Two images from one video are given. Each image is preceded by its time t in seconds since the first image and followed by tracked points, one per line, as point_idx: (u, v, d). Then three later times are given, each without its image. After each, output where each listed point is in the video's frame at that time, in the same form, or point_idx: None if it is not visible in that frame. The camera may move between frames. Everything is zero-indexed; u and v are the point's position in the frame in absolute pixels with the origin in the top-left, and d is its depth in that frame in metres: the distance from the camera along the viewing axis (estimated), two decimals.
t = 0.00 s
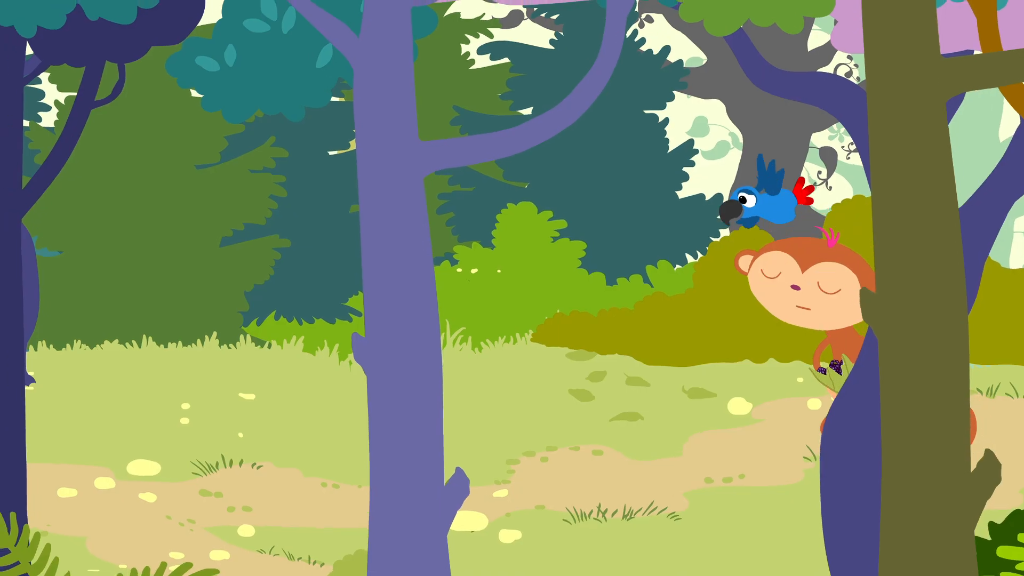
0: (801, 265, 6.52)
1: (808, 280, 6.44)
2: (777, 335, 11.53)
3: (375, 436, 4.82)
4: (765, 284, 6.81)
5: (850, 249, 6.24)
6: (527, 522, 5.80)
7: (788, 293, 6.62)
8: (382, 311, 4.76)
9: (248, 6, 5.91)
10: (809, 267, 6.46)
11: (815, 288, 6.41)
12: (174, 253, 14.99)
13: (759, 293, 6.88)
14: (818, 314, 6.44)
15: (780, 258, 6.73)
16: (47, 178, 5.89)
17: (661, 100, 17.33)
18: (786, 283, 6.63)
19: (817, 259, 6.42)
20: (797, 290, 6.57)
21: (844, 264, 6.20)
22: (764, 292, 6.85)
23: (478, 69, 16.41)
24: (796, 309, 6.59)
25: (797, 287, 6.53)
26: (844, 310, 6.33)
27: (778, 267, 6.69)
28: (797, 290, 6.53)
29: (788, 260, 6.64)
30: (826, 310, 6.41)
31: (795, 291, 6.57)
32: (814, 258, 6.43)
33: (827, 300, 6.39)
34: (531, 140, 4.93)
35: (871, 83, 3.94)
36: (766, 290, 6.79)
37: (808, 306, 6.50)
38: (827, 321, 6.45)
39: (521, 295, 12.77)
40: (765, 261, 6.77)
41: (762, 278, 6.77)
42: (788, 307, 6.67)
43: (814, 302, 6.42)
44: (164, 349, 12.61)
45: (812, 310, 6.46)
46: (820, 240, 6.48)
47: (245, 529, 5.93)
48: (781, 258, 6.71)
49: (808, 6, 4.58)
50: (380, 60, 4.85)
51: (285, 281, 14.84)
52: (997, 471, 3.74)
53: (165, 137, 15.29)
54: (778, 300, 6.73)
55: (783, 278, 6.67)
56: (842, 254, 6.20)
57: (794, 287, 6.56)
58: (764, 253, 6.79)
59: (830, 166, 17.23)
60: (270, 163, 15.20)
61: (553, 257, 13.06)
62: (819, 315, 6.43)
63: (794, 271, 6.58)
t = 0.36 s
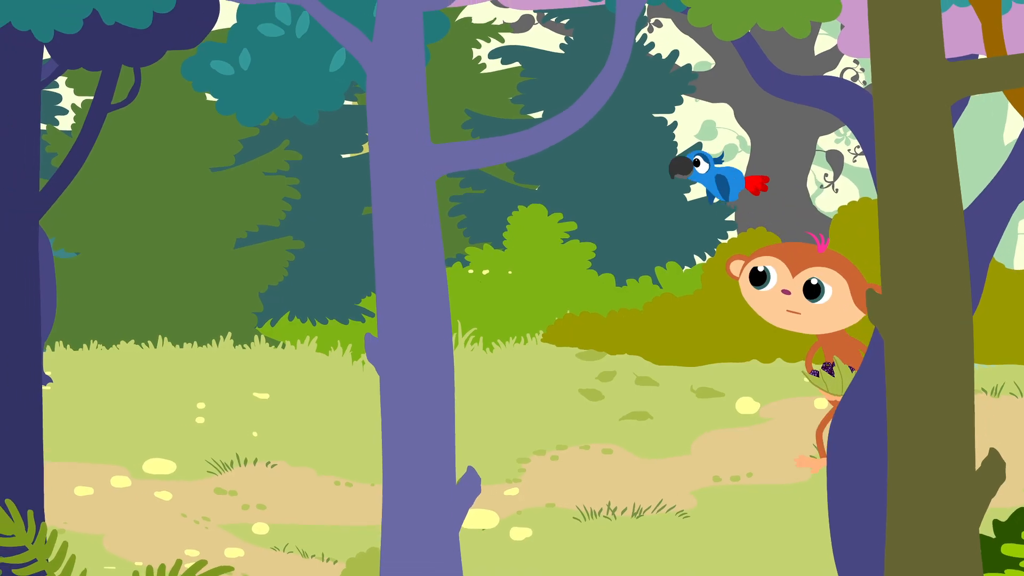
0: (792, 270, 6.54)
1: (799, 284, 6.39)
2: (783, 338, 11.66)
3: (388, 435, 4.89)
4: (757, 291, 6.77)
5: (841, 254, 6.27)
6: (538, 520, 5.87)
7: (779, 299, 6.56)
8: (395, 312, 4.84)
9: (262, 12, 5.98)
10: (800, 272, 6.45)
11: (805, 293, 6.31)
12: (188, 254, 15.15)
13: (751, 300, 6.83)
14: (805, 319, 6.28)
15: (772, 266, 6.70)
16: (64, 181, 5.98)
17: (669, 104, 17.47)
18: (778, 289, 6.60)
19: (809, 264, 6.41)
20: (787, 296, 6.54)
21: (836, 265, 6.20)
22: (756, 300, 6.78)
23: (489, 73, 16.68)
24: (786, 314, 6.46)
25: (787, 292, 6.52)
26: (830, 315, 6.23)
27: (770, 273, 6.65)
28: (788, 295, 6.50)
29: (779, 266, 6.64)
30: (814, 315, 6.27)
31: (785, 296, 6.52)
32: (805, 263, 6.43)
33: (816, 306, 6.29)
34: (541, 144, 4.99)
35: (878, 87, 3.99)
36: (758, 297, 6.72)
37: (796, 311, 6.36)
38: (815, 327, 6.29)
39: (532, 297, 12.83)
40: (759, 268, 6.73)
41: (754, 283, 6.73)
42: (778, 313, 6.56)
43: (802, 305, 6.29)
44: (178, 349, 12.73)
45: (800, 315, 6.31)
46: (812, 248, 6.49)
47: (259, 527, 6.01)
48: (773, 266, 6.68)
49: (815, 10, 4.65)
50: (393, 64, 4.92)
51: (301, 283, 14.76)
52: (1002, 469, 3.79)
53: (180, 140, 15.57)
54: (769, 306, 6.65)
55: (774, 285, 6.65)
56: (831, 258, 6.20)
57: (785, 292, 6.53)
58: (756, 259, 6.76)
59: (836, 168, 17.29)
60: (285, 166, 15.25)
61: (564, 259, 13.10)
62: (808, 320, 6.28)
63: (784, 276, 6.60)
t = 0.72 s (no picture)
0: (783, 268, 6.73)
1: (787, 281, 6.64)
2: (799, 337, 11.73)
3: (406, 433, 5.00)
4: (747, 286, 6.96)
5: (830, 254, 6.51)
6: (553, 517, 5.97)
7: (768, 295, 6.79)
8: (413, 313, 4.95)
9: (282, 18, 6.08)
10: (790, 269, 6.67)
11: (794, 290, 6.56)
12: (213, 256, 15.29)
13: (741, 295, 7.01)
14: (794, 317, 6.54)
15: (764, 262, 6.90)
16: (88, 184, 6.12)
17: (682, 108, 17.53)
18: (767, 285, 6.83)
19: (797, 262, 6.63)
20: (776, 292, 6.76)
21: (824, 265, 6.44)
22: (745, 295, 6.98)
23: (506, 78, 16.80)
24: (774, 310, 6.74)
25: (777, 289, 6.74)
26: (817, 313, 6.48)
27: (761, 270, 6.85)
28: (778, 291, 6.72)
29: (769, 262, 6.84)
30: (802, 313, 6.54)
31: (773, 292, 6.76)
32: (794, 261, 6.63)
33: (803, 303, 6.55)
34: (556, 148, 5.10)
35: (886, 92, 4.07)
36: (748, 291, 6.91)
37: (784, 307, 6.64)
38: (803, 323, 6.55)
39: (547, 298, 12.93)
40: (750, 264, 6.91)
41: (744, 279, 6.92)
42: (766, 308, 6.82)
43: (790, 303, 6.56)
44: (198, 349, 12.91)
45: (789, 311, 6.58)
46: (801, 245, 6.71)
47: (280, 524, 6.14)
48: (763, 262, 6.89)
49: (825, 14, 4.72)
50: (411, 70, 5.04)
51: (319, 284, 15.17)
52: (1008, 467, 3.86)
53: (200, 147, 15.72)
54: (758, 301, 6.87)
55: (764, 281, 6.85)
56: (822, 259, 6.44)
57: (773, 288, 6.76)
58: (747, 254, 6.93)
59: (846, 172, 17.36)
60: (304, 170, 15.59)
61: (577, 261, 13.28)
62: (796, 316, 6.55)
63: (775, 273, 6.80)
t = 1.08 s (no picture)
0: (777, 277, 7.61)
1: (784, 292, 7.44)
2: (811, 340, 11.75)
3: (421, 432, 5.10)
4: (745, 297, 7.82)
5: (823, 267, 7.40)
6: (565, 514, 6.06)
7: (764, 304, 7.63)
8: (430, 314, 5.04)
9: (300, 24, 6.19)
10: (784, 279, 7.55)
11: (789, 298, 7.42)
12: (229, 259, 15.42)
13: (736, 304, 7.86)
14: (787, 321, 7.37)
15: (758, 273, 7.78)
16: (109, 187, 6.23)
17: (692, 114, 17.42)
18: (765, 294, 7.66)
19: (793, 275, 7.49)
20: (772, 301, 7.59)
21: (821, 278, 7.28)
22: (743, 304, 7.84)
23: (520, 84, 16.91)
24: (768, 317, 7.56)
25: (771, 298, 7.58)
26: (809, 320, 7.26)
27: (757, 279, 7.72)
28: (772, 300, 7.57)
29: (766, 275, 7.69)
30: (795, 319, 7.33)
31: (769, 301, 7.59)
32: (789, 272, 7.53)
33: (797, 311, 7.35)
34: (571, 153, 5.21)
35: (893, 97, 4.16)
36: (745, 301, 7.77)
37: (777, 314, 7.48)
38: (796, 330, 7.34)
39: (560, 299, 13.03)
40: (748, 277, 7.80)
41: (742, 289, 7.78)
42: (762, 317, 7.65)
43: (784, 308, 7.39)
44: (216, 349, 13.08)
45: (781, 318, 7.41)
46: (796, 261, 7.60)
47: (298, 521, 6.26)
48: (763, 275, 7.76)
49: (833, 19, 4.80)
50: (428, 76, 5.14)
51: (335, 286, 15.48)
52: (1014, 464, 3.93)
53: (217, 150, 15.86)
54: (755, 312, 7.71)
55: (759, 291, 7.70)
56: (818, 271, 7.28)
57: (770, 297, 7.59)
58: (744, 266, 7.81)
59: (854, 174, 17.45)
60: (322, 173, 15.83)
61: (589, 263, 13.39)
62: (786, 322, 7.39)
63: (769, 283, 7.67)
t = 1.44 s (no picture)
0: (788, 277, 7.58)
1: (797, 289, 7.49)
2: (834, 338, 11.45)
3: (441, 429, 5.25)
4: (748, 298, 7.71)
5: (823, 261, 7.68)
6: (582, 511, 6.19)
7: (772, 303, 7.59)
8: (449, 315, 5.18)
9: (323, 32, 6.31)
10: (792, 276, 7.59)
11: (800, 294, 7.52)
12: (253, 260, 15.64)
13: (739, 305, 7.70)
14: (804, 317, 7.45)
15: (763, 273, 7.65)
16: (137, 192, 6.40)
17: (705, 120, 17.62)
18: (773, 294, 7.61)
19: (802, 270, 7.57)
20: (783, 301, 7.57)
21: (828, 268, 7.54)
22: (746, 306, 7.72)
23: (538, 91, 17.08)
24: (778, 314, 7.56)
25: (787, 298, 7.55)
26: (824, 311, 7.45)
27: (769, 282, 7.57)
28: (788, 300, 7.54)
29: (774, 275, 7.62)
30: (808, 313, 7.46)
31: (780, 300, 7.56)
32: (800, 270, 7.58)
33: (811, 305, 7.48)
34: (588, 156, 5.33)
35: (902, 103, 4.26)
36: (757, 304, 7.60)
37: (791, 311, 7.50)
38: (809, 324, 7.48)
39: (577, 300, 13.16)
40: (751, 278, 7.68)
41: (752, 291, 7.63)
42: (768, 316, 7.62)
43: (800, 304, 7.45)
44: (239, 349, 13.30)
45: (796, 314, 7.46)
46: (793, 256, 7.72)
47: (321, 517, 6.42)
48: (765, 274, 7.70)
49: (843, 27, 4.92)
50: (448, 83, 5.29)
51: (358, 287, 15.98)
52: (1021, 465, 4.02)
53: (241, 155, 16.11)
54: (762, 312, 7.63)
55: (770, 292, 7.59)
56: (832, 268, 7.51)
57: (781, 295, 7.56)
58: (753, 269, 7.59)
59: (863, 179, 17.55)
60: (344, 178, 16.17)
61: (606, 265, 13.48)
62: (800, 317, 7.46)
63: (779, 284, 7.60)
